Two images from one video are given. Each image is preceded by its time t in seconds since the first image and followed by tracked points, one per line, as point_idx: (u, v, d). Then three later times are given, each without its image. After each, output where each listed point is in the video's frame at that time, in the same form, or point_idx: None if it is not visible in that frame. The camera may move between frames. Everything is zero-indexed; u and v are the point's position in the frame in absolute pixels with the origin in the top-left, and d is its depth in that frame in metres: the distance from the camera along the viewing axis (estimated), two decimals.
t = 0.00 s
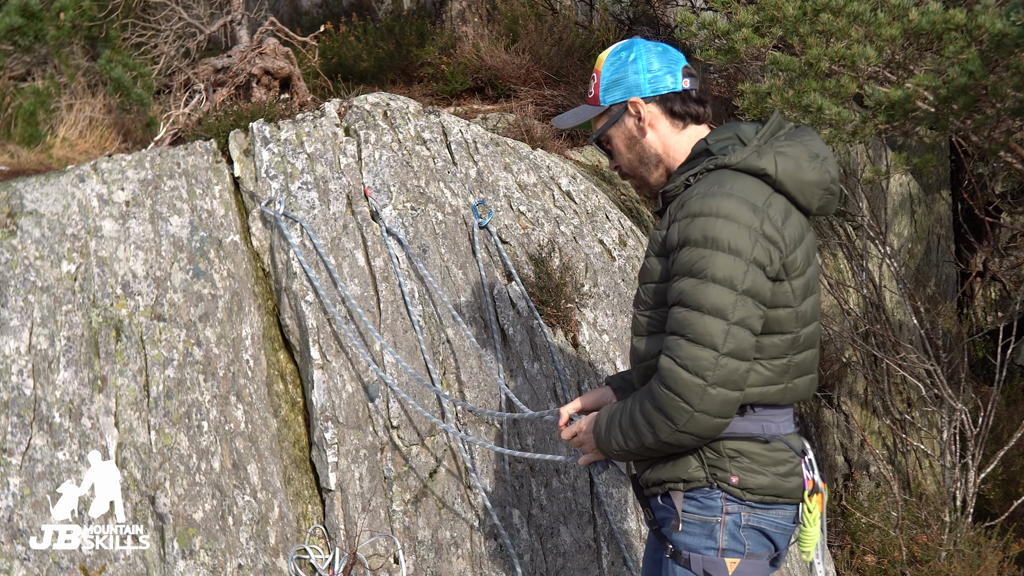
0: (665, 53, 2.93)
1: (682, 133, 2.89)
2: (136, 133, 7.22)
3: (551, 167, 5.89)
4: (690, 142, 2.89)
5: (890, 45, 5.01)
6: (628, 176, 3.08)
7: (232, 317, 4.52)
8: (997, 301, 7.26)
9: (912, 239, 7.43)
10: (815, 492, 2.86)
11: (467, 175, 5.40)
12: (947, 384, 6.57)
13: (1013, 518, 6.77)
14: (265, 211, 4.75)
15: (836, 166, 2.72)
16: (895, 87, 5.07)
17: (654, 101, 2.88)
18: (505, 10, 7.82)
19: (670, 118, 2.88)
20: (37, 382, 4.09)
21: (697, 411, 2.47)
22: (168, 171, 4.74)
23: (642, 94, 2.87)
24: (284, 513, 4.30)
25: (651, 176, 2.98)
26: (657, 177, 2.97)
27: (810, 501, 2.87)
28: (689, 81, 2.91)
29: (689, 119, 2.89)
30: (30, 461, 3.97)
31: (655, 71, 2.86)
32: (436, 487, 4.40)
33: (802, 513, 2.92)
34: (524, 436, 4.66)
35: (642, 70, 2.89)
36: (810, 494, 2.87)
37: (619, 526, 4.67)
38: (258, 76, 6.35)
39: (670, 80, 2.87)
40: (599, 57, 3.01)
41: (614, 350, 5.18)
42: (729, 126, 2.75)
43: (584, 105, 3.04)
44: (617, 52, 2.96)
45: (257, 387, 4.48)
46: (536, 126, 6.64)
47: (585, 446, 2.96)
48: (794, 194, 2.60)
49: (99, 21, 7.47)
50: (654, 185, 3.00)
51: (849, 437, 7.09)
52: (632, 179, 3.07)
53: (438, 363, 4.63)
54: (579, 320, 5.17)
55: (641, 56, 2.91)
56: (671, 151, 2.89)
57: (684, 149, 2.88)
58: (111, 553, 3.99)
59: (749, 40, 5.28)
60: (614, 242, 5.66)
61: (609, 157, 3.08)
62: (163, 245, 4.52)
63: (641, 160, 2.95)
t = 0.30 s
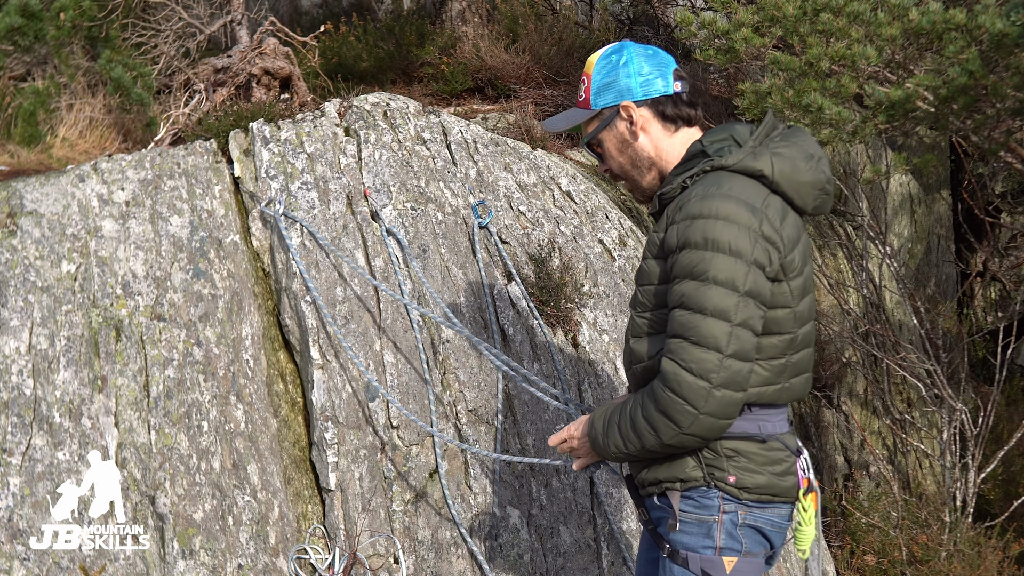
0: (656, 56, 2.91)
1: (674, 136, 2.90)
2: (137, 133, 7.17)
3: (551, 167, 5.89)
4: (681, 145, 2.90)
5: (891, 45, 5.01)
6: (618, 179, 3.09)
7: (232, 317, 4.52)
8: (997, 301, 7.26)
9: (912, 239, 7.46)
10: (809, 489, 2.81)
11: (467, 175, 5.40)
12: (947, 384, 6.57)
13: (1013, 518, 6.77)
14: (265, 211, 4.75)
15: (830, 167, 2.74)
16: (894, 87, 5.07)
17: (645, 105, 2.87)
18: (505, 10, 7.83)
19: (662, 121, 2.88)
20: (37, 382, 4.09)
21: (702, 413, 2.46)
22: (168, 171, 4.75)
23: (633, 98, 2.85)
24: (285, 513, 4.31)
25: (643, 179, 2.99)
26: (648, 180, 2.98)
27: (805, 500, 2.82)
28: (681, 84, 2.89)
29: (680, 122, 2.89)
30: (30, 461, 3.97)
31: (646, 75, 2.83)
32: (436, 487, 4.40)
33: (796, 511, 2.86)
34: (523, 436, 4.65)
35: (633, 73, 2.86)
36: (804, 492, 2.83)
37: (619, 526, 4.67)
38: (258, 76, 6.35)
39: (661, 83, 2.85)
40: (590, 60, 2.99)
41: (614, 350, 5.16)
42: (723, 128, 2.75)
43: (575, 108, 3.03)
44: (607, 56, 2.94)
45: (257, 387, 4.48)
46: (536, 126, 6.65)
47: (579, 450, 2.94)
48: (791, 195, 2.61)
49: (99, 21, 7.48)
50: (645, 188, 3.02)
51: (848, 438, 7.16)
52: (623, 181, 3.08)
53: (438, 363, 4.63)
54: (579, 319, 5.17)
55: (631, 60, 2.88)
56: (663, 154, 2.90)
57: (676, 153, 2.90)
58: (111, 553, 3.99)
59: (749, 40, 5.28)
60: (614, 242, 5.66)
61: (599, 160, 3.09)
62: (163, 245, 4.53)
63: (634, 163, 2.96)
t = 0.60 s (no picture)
0: (650, 57, 2.93)
1: (669, 137, 2.90)
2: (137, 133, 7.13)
3: (551, 167, 5.90)
4: (677, 146, 2.90)
5: (890, 45, 5.02)
6: (616, 180, 3.09)
7: (232, 317, 4.52)
8: (997, 301, 7.27)
9: (912, 239, 7.46)
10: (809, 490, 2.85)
11: (467, 175, 5.40)
12: (947, 384, 6.58)
13: (1013, 518, 6.77)
14: (265, 211, 4.74)
15: (826, 166, 2.73)
16: (894, 87, 5.07)
17: (640, 107, 2.87)
18: (505, 10, 7.83)
19: (657, 122, 2.88)
20: (37, 382, 4.09)
21: (689, 414, 2.47)
22: (168, 171, 4.74)
23: (628, 100, 2.87)
24: (285, 513, 4.30)
25: (640, 179, 2.99)
26: (645, 181, 2.98)
27: (805, 501, 2.86)
28: (675, 85, 2.90)
29: (675, 123, 2.90)
30: (30, 461, 3.97)
31: (640, 77, 2.85)
32: (436, 487, 4.41)
33: (796, 512, 2.90)
34: (524, 436, 4.66)
35: (627, 76, 2.88)
36: (805, 493, 2.86)
37: (619, 526, 4.68)
38: (258, 76, 6.35)
39: (655, 84, 2.86)
40: (584, 64, 3.00)
41: (614, 350, 5.18)
42: (717, 129, 2.76)
43: (570, 112, 3.04)
44: (602, 59, 2.96)
45: (257, 387, 4.48)
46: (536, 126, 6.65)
47: (578, 445, 2.97)
48: (785, 195, 2.61)
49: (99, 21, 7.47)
50: (643, 188, 3.02)
51: (848, 438, 7.15)
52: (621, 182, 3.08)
53: (438, 363, 4.63)
54: (579, 319, 5.17)
55: (625, 62, 2.90)
56: (659, 155, 2.90)
57: (672, 152, 2.90)
58: (111, 553, 3.99)
59: (749, 40, 5.28)
60: (614, 242, 5.67)
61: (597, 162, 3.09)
62: (163, 245, 4.52)
63: (630, 164, 2.96)
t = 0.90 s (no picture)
0: (653, 59, 2.92)
1: (671, 139, 2.89)
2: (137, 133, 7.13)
3: (551, 167, 5.90)
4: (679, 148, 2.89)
5: (890, 45, 5.02)
6: (622, 183, 3.10)
7: (231, 317, 4.52)
8: (997, 301, 7.28)
9: (912, 239, 7.46)
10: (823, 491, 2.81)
11: (467, 175, 5.40)
12: (947, 384, 6.59)
13: (1013, 518, 6.77)
14: (265, 211, 4.75)
15: (829, 163, 2.73)
16: (894, 87, 5.07)
17: (640, 110, 2.87)
18: (505, 11, 7.84)
19: (658, 125, 2.88)
20: (37, 383, 4.09)
21: (706, 418, 2.46)
22: (168, 171, 4.74)
23: (628, 104, 2.87)
24: (285, 513, 4.30)
25: (643, 183, 3.00)
26: (648, 184, 2.99)
27: (818, 501, 2.82)
28: (676, 87, 2.89)
29: (677, 125, 2.88)
30: (30, 461, 3.97)
31: (641, 80, 2.85)
32: (436, 487, 4.41)
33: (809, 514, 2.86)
34: (524, 436, 4.66)
35: (628, 79, 2.88)
36: (818, 494, 2.82)
37: (620, 526, 4.69)
38: (258, 76, 6.35)
39: (656, 87, 2.86)
40: (589, 66, 3.00)
41: (614, 350, 5.19)
42: (717, 130, 2.76)
43: (575, 114, 3.05)
44: (604, 61, 2.95)
45: (257, 387, 4.48)
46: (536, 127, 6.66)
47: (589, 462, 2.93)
48: (788, 194, 2.61)
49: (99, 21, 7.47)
50: (647, 192, 3.03)
51: (848, 438, 7.15)
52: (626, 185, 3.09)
53: (438, 363, 4.62)
54: (579, 319, 5.17)
55: (627, 64, 2.90)
56: (661, 158, 2.90)
57: (674, 155, 2.89)
58: (111, 553, 3.99)
59: (749, 40, 5.28)
60: (614, 242, 5.67)
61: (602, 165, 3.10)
62: (163, 245, 4.52)
63: (633, 168, 2.97)
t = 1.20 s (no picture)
0: (631, 64, 2.92)
1: (653, 142, 2.89)
2: (139, 133, 6.92)
3: (551, 167, 5.90)
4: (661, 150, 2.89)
5: (890, 45, 5.02)
6: (610, 190, 3.11)
7: (232, 317, 4.50)
8: (997, 301, 7.29)
9: (912, 239, 7.45)
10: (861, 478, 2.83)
11: (467, 175, 5.40)
12: (946, 384, 6.61)
13: (1014, 518, 6.77)
14: (265, 211, 4.74)
15: (812, 147, 2.70)
16: (894, 87, 5.07)
17: (620, 117, 2.88)
18: (505, 10, 7.84)
19: (638, 130, 2.88)
20: (37, 383, 4.13)
21: (752, 414, 2.43)
22: (169, 171, 4.73)
23: (607, 112, 2.88)
24: (285, 513, 4.28)
25: (630, 189, 3.01)
26: (635, 190, 2.99)
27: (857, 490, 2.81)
28: (656, 90, 2.88)
29: (658, 129, 2.88)
30: (30, 461, 4.02)
31: (620, 86, 2.85)
32: (436, 487, 4.41)
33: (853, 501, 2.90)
34: (524, 436, 4.62)
35: (606, 86, 2.88)
36: (857, 481, 2.83)
37: (620, 526, 4.69)
38: (258, 76, 6.34)
39: (634, 92, 2.86)
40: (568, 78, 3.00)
41: (614, 350, 5.20)
42: (692, 130, 2.75)
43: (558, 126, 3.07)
44: (581, 71, 2.96)
45: (257, 388, 4.43)
46: (536, 126, 6.66)
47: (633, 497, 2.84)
48: (773, 183, 2.60)
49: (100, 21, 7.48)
50: (635, 198, 3.03)
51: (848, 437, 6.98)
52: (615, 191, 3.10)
53: (438, 363, 4.61)
54: (579, 319, 5.17)
55: (605, 71, 2.90)
56: (644, 164, 2.90)
57: (657, 160, 2.89)
58: (111, 553, 3.99)
59: (749, 40, 5.28)
60: (614, 242, 5.67)
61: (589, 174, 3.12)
62: (163, 245, 4.52)
63: (619, 176, 2.98)
